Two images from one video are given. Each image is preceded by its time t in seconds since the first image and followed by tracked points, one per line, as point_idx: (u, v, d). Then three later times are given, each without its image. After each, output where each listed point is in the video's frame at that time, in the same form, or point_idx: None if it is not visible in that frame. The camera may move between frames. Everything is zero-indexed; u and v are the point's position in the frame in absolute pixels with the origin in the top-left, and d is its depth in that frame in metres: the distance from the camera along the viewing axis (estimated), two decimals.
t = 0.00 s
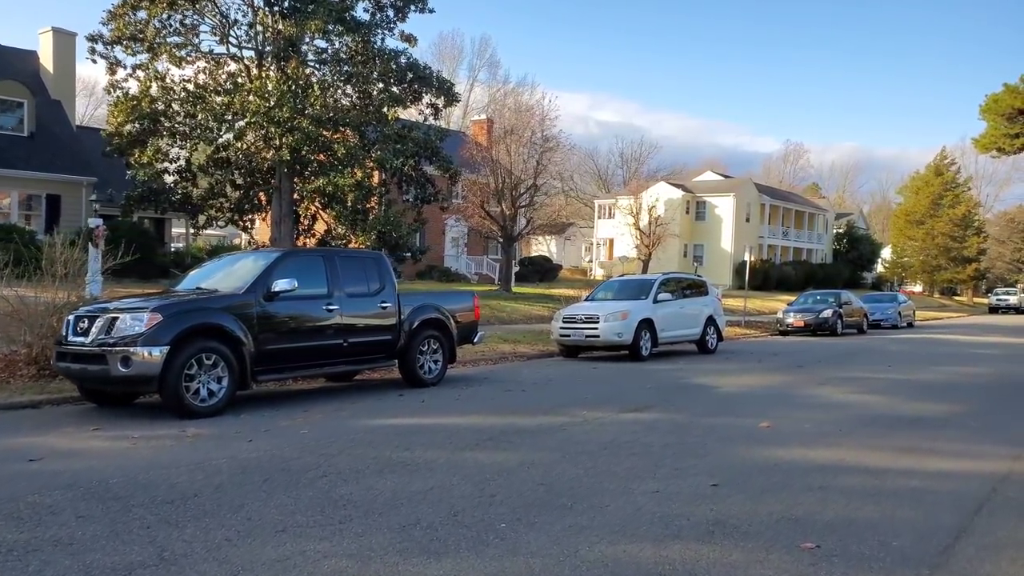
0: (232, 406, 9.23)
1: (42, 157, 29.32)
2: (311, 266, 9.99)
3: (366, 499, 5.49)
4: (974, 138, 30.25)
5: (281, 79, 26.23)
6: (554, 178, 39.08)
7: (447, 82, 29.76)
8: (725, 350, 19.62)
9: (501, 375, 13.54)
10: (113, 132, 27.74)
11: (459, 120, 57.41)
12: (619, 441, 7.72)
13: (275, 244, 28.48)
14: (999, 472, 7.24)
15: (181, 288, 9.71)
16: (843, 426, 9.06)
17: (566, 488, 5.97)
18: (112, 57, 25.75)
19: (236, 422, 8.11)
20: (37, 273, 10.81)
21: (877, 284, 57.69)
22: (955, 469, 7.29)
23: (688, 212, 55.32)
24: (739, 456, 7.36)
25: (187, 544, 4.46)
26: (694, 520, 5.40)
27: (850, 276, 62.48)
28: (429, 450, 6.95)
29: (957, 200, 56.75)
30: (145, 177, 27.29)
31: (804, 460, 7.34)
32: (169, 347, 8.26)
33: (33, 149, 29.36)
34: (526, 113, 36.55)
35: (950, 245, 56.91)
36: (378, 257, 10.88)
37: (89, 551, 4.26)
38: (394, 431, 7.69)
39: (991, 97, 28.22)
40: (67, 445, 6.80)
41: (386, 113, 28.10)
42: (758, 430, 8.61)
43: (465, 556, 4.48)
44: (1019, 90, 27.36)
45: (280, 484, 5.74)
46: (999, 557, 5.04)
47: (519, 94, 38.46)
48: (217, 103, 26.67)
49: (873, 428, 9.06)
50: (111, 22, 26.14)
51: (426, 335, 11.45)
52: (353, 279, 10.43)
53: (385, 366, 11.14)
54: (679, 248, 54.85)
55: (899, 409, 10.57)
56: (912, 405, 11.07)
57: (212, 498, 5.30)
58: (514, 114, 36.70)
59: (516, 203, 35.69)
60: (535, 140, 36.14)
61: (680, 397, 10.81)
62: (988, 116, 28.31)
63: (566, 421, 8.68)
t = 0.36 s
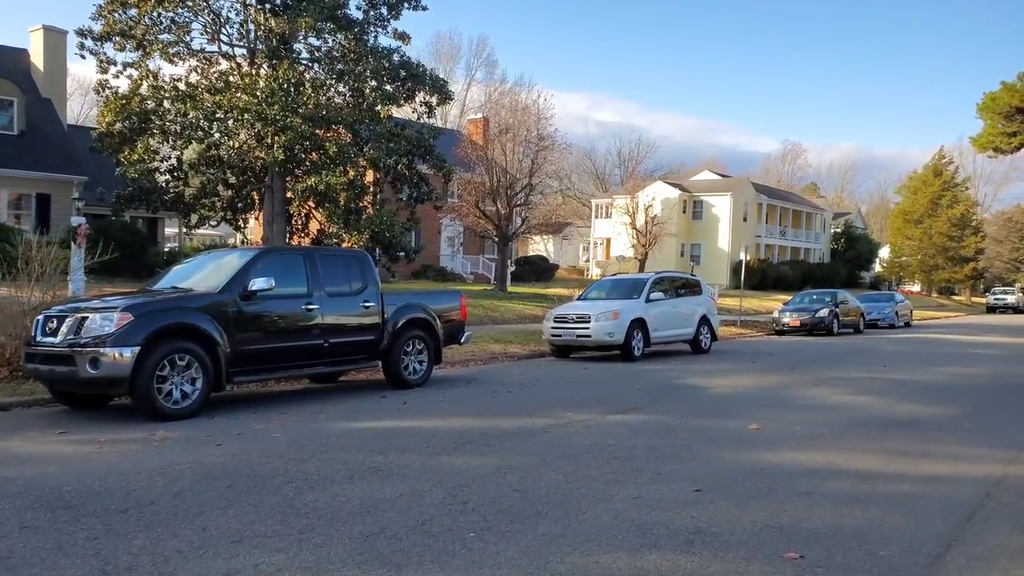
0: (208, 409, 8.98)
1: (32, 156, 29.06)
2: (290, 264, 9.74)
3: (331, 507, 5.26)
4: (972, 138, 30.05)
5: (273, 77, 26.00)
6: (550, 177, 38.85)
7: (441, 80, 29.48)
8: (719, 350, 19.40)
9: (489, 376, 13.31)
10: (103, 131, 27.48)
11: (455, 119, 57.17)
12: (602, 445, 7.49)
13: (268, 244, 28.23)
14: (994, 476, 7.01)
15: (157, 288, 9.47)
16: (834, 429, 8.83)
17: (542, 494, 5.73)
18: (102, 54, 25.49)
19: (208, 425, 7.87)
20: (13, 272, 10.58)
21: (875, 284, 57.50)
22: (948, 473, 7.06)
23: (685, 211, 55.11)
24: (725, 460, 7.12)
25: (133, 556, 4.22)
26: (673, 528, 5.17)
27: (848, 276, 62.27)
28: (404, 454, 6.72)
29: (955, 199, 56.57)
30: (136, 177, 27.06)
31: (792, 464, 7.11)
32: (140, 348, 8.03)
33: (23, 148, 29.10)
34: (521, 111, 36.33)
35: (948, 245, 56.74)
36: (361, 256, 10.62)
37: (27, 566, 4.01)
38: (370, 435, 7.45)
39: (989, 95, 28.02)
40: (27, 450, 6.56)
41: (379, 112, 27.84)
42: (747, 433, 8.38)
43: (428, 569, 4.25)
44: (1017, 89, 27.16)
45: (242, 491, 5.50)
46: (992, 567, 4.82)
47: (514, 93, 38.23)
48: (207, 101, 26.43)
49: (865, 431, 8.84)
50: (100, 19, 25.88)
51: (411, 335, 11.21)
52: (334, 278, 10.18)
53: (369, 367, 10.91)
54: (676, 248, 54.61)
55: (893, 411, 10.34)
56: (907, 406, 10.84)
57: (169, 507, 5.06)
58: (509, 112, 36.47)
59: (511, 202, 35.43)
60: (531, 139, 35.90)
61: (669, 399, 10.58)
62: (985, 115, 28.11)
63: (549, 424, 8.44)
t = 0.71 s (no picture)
0: (179, 412, 8.72)
1: (20, 154, 28.74)
2: (266, 263, 9.50)
3: (289, 518, 5.01)
4: (968, 136, 29.83)
5: (264, 74, 25.67)
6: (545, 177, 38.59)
7: (433, 78, 29.19)
8: (712, 350, 19.16)
9: (474, 377, 13.05)
10: (91, 129, 27.12)
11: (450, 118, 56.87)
12: (582, 450, 7.24)
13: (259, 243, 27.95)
14: (986, 483, 6.78)
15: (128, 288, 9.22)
16: (823, 433, 8.59)
17: (513, 503, 5.49)
18: (90, 51, 25.17)
19: (176, 429, 7.63)
20: None
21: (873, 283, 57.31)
22: (939, 479, 6.83)
23: (681, 211, 54.87)
24: (708, 465, 6.88)
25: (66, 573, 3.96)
26: (648, 540, 4.92)
27: (845, 276, 62.06)
28: (373, 460, 6.47)
29: (953, 199, 56.38)
30: (124, 175, 26.72)
31: (777, 470, 6.86)
32: (106, 350, 7.78)
33: (12, 146, 28.80)
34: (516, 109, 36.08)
35: (946, 245, 56.56)
36: (341, 255, 10.40)
37: None
38: (341, 440, 7.19)
39: (986, 94, 27.81)
40: None
41: (371, 110, 27.56)
42: (733, 437, 8.14)
43: None
44: (1014, 87, 26.95)
45: (198, 500, 5.25)
46: None
47: (509, 91, 37.98)
48: (197, 98, 26.11)
49: (855, 434, 8.60)
50: (88, 15, 25.60)
51: (393, 336, 10.97)
52: (311, 278, 9.93)
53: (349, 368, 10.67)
54: (673, 248, 54.37)
55: (885, 413, 10.09)
56: (900, 408, 10.60)
57: (117, 517, 4.81)
58: (504, 111, 36.20)
59: (506, 202, 35.15)
60: (525, 138, 35.64)
61: (656, 401, 10.33)
62: (983, 114, 27.90)
63: (530, 427, 8.19)
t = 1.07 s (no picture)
0: (157, 414, 8.46)
1: (11, 150, 28.45)
2: (248, 261, 9.26)
3: (256, 526, 4.76)
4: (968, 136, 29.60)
5: (257, 71, 25.35)
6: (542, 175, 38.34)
7: (429, 75, 28.92)
8: (709, 351, 18.92)
9: (465, 378, 12.79)
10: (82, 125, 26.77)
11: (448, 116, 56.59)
12: (570, 453, 6.99)
13: (252, 241, 27.69)
14: (987, 489, 6.53)
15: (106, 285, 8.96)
16: (819, 436, 8.34)
17: (494, 511, 5.24)
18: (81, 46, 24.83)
19: (150, 432, 7.37)
20: None
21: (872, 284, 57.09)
22: (938, 485, 6.59)
23: (680, 210, 54.64)
24: (700, 470, 6.63)
25: None
26: (633, 551, 4.68)
27: (844, 276, 61.84)
28: (351, 465, 6.22)
29: (952, 199, 56.17)
30: (116, 173, 26.36)
31: (771, 475, 6.62)
32: (79, 350, 7.54)
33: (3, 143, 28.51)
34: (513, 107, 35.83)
35: (945, 245, 56.35)
36: (327, 253, 10.16)
37: None
38: (320, 443, 6.93)
39: (986, 93, 27.59)
40: None
41: (366, 107, 27.29)
42: (727, 440, 7.91)
43: None
44: (1014, 86, 26.72)
45: (163, 507, 4.99)
46: None
47: (506, 89, 37.73)
48: (189, 95, 25.76)
49: (853, 438, 8.35)
50: (78, 10, 25.30)
51: (380, 336, 10.72)
52: (295, 276, 9.70)
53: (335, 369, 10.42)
54: (671, 247, 54.16)
55: (883, 416, 9.85)
56: (899, 410, 10.35)
57: (73, 527, 4.56)
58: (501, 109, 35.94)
59: (503, 200, 34.85)
60: (522, 136, 35.39)
61: (649, 402, 10.07)
62: (982, 113, 27.68)
63: (518, 429, 7.92)
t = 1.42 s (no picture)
0: (137, 419, 8.17)
1: (6, 149, 28.17)
2: (234, 260, 8.99)
3: (225, 542, 4.47)
4: (972, 134, 29.29)
5: (254, 70, 25.09)
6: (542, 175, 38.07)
7: (426, 73, 28.65)
8: (710, 352, 18.63)
9: (460, 380, 12.51)
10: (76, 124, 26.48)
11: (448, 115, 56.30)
12: (562, 461, 6.70)
13: (249, 241, 27.45)
14: (1000, 499, 6.23)
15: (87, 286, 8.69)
16: (822, 442, 8.05)
17: (480, 525, 4.94)
18: (76, 44, 24.57)
19: (128, 438, 7.09)
20: None
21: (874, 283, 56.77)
22: (948, 494, 6.30)
23: (681, 209, 54.34)
24: (698, 479, 6.34)
25: None
26: (625, 570, 4.39)
27: (846, 275, 61.52)
28: (332, 474, 5.92)
29: (954, 198, 55.84)
30: (111, 172, 26.09)
31: (773, 483, 6.32)
32: (55, 353, 7.26)
33: None
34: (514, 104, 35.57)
35: (947, 244, 56.01)
36: (316, 252, 9.89)
37: None
38: (302, 451, 6.65)
39: (990, 91, 27.30)
40: None
41: (363, 105, 27.02)
42: (728, 447, 7.61)
43: None
44: (1018, 85, 26.42)
45: (128, 520, 4.70)
46: None
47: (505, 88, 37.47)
48: (185, 93, 25.51)
49: (857, 444, 8.06)
50: (74, 8, 25.04)
51: (371, 338, 10.44)
52: (283, 276, 9.43)
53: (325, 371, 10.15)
54: (672, 247, 53.86)
55: (889, 420, 9.55)
56: (904, 414, 10.06)
57: (29, 544, 4.27)
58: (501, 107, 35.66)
59: (502, 199, 34.57)
60: (522, 135, 35.13)
61: (647, 406, 9.78)
62: (986, 111, 27.38)
63: (510, 435, 7.64)
